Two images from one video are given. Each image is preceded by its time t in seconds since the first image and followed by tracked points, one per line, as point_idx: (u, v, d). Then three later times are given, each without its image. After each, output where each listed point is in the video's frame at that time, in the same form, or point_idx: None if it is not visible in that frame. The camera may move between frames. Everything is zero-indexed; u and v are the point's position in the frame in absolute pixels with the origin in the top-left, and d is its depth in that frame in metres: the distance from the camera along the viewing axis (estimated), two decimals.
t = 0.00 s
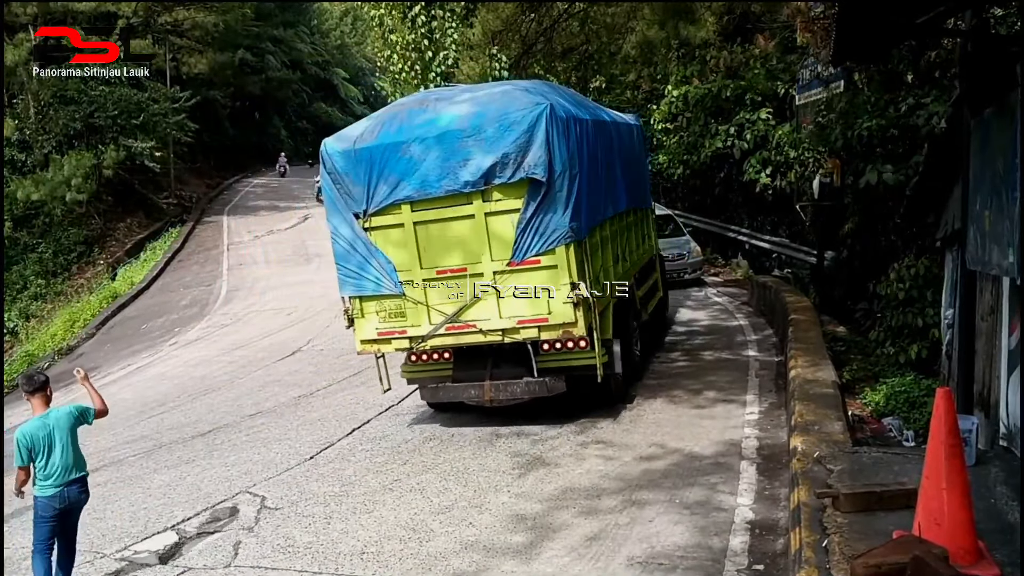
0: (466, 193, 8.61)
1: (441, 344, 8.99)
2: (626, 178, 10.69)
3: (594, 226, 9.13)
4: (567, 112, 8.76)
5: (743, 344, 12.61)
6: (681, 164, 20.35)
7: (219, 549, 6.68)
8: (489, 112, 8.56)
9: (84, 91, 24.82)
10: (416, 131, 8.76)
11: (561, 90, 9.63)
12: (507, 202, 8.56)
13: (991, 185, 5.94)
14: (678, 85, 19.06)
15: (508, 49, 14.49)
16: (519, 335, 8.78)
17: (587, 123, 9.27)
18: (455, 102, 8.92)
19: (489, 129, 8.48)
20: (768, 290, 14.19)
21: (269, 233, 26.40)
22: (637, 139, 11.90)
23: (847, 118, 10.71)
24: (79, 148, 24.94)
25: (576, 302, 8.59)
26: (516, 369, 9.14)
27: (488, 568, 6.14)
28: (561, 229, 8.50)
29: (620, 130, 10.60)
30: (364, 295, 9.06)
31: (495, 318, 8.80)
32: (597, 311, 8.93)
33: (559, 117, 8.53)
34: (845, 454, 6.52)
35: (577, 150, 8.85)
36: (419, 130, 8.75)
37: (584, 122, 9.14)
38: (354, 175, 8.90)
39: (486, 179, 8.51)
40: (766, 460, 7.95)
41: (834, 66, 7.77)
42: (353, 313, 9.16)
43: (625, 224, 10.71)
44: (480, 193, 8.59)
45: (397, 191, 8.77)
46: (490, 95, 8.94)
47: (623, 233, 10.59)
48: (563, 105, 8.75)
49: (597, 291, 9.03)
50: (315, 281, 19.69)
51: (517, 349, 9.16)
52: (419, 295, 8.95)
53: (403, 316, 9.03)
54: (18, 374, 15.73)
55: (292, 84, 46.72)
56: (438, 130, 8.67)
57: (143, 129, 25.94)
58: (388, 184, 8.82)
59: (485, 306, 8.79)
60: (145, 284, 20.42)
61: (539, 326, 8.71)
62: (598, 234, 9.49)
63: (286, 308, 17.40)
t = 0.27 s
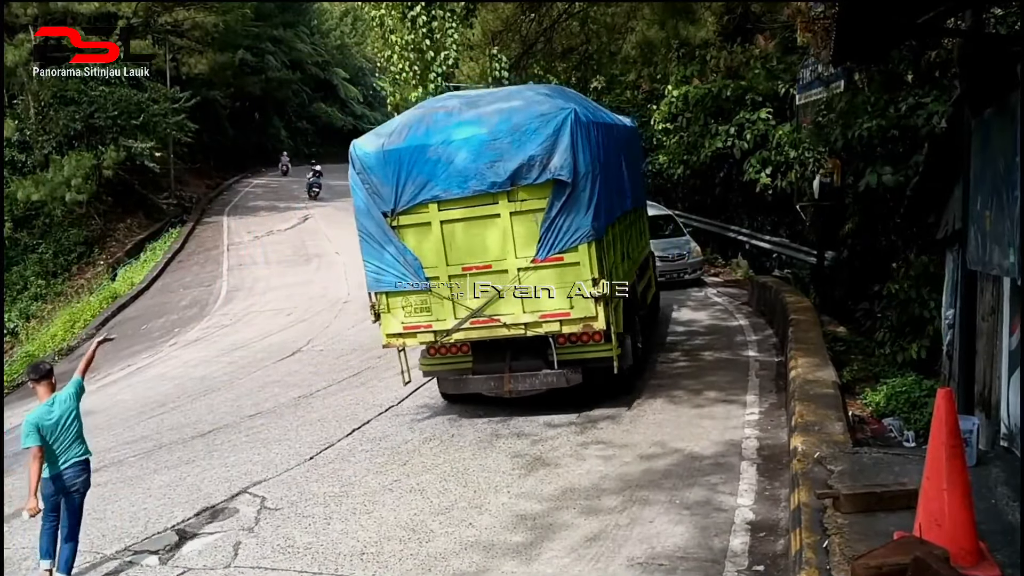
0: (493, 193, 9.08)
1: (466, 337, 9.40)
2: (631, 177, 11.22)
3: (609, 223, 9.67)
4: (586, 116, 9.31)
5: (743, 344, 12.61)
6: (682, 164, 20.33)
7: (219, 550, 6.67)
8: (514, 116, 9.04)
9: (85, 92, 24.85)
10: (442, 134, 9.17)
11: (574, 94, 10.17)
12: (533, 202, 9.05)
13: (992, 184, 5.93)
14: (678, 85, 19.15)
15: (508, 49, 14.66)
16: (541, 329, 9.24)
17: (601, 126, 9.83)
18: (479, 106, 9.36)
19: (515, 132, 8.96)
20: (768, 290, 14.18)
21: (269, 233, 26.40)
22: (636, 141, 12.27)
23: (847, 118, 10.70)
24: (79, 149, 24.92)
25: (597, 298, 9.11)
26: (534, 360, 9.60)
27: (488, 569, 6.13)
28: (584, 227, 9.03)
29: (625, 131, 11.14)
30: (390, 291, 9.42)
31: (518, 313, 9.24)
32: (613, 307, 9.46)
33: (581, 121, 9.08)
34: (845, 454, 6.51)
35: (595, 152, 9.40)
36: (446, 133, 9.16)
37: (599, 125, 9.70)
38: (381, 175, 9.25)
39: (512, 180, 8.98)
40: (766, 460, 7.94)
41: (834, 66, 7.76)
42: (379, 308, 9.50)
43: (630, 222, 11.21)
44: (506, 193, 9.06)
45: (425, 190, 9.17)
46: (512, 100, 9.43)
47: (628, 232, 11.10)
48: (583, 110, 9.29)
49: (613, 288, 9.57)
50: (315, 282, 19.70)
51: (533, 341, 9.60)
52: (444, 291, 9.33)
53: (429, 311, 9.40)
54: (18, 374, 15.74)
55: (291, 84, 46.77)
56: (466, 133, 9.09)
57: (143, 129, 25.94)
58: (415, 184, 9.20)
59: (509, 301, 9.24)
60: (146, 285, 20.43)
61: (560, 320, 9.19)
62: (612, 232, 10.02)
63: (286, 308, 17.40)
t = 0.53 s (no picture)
0: (515, 192, 9.57)
1: (486, 330, 9.85)
2: (635, 177, 11.73)
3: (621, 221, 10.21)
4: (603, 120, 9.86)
5: (743, 344, 12.61)
6: (682, 164, 20.29)
7: (218, 551, 6.67)
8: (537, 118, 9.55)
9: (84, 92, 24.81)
10: (466, 135, 9.63)
11: (587, 98, 10.71)
12: (554, 200, 9.57)
13: (991, 184, 5.92)
14: (678, 85, 19.20)
15: (508, 50, 14.68)
16: (558, 322, 9.73)
17: (613, 129, 10.39)
18: (500, 109, 9.85)
19: (538, 134, 9.48)
20: (768, 290, 14.17)
21: (269, 234, 26.40)
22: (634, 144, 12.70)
23: (847, 118, 10.69)
24: (78, 149, 24.91)
25: (613, 292, 9.63)
26: (548, 353, 10.10)
27: (488, 570, 6.13)
28: (602, 224, 9.56)
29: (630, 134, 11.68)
30: (414, 285, 9.86)
31: (537, 307, 9.73)
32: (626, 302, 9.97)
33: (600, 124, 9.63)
34: (845, 455, 6.51)
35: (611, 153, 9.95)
36: (470, 134, 9.62)
37: (612, 128, 10.25)
38: (407, 173, 9.68)
39: (536, 179, 9.49)
40: (766, 461, 7.94)
41: (834, 66, 7.75)
42: (402, 302, 9.93)
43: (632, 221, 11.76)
44: (528, 192, 9.56)
45: (450, 189, 9.64)
46: (531, 104, 9.95)
47: (631, 231, 11.64)
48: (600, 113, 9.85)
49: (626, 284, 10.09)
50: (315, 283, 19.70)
51: (547, 335, 10.09)
52: (466, 286, 9.80)
53: (450, 304, 9.86)
54: (18, 375, 15.74)
55: (291, 84, 46.77)
56: (489, 135, 9.58)
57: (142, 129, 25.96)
58: (440, 183, 9.65)
59: (529, 296, 9.72)
60: (145, 285, 20.44)
61: (578, 314, 9.69)
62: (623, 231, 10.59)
63: (285, 309, 17.39)
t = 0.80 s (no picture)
0: (536, 191, 10.00)
1: (505, 323, 10.19)
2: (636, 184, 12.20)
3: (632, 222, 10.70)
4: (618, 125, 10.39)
5: (743, 344, 12.61)
6: (682, 164, 20.26)
7: (218, 552, 6.66)
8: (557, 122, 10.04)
9: (83, 92, 24.78)
10: (489, 137, 10.05)
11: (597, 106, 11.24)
12: (573, 200, 10.02)
13: (992, 184, 5.91)
14: (678, 85, 19.27)
15: (508, 49, 14.31)
16: (577, 314, 10.13)
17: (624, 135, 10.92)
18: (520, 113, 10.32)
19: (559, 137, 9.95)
20: (768, 290, 14.15)
21: (269, 234, 26.39)
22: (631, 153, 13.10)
23: (847, 118, 10.68)
24: (78, 149, 24.91)
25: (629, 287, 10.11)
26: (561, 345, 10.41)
27: (488, 570, 6.13)
28: (618, 223, 10.04)
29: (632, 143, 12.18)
30: (435, 281, 10.15)
31: (555, 301, 10.12)
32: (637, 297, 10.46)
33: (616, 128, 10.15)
34: (845, 455, 6.51)
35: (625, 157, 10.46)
36: (493, 135, 10.05)
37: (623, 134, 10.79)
38: (431, 173, 10.04)
39: (557, 179, 9.93)
40: (766, 462, 7.93)
41: (834, 65, 7.73)
42: (424, 296, 10.20)
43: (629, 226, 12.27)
44: (548, 191, 9.99)
45: (472, 188, 10.03)
46: (548, 110, 10.44)
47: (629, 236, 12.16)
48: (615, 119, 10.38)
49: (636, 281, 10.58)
50: (314, 283, 19.69)
51: (559, 327, 10.45)
52: (487, 280, 10.15)
53: (472, 298, 10.17)
54: (17, 375, 15.73)
55: (291, 84, 46.74)
56: (511, 136, 10.02)
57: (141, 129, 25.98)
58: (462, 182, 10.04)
59: (548, 290, 10.12)
60: (145, 286, 20.44)
61: (594, 307, 10.13)
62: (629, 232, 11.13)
63: (284, 309, 17.38)
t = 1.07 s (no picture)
0: (554, 191, 10.62)
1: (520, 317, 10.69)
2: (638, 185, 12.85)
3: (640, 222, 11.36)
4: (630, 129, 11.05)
5: (743, 344, 12.60)
6: (682, 164, 20.25)
7: (217, 552, 6.65)
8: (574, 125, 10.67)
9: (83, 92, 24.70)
10: (509, 138, 10.65)
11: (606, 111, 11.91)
12: (589, 200, 10.65)
13: (992, 184, 5.89)
14: (677, 85, 19.32)
15: (508, 49, 14.06)
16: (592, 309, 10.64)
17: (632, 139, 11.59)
18: (538, 115, 10.93)
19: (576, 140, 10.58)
20: (768, 290, 14.14)
21: (268, 234, 26.39)
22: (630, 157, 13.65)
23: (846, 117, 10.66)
24: (77, 150, 24.90)
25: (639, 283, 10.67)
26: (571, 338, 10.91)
27: (488, 571, 6.12)
28: (631, 221, 10.69)
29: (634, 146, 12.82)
30: (456, 275, 10.72)
31: (570, 296, 10.65)
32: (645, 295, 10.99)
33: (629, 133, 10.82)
34: (844, 456, 6.50)
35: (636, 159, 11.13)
36: (513, 136, 10.64)
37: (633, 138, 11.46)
38: (454, 172, 10.64)
39: (574, 180, 10.56)
40: (766, 462, 7.92)
41: (834, 65, 7.71)
42: (445, 290, 10.75)
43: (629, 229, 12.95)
44: (565, 191, 10.61)
45: (493, 187, 10.61)
46: (565, 113, 11.08)
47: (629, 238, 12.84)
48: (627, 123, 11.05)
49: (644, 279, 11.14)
50: (313, 283, 19.68)
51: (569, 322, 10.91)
52: (505, 275, 10.70)
53: (490, 293, 10.69)
54: (15, 376, 15.73)
55: (290, 84, 46.71)
56: (530, 138, 10.61)
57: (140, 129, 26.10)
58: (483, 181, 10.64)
59: (562, 285, 10.66)
60: (144, 286, 20.44)
61: (607, 302, 10.66)
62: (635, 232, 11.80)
63: (283, 309, 17.36)
